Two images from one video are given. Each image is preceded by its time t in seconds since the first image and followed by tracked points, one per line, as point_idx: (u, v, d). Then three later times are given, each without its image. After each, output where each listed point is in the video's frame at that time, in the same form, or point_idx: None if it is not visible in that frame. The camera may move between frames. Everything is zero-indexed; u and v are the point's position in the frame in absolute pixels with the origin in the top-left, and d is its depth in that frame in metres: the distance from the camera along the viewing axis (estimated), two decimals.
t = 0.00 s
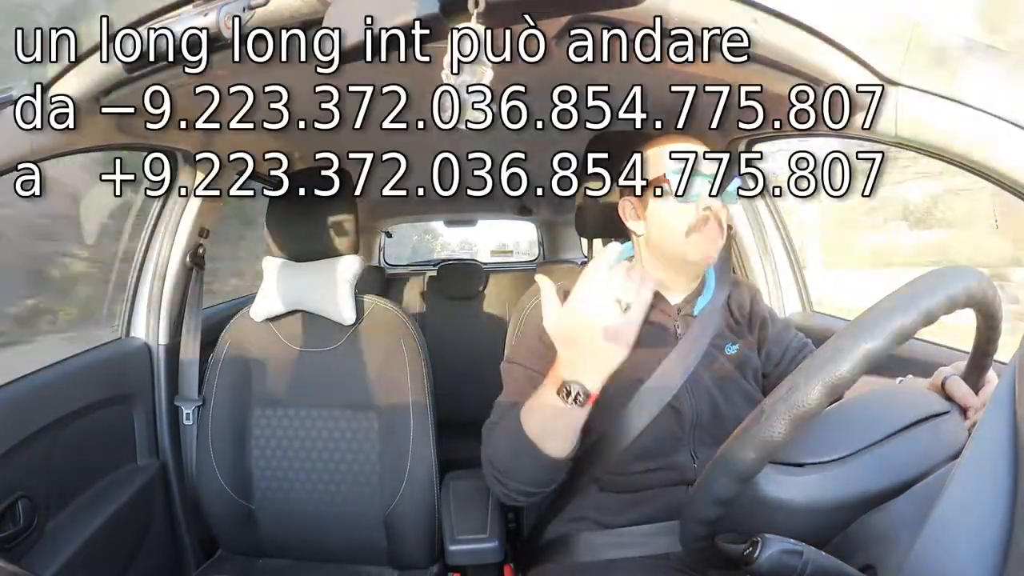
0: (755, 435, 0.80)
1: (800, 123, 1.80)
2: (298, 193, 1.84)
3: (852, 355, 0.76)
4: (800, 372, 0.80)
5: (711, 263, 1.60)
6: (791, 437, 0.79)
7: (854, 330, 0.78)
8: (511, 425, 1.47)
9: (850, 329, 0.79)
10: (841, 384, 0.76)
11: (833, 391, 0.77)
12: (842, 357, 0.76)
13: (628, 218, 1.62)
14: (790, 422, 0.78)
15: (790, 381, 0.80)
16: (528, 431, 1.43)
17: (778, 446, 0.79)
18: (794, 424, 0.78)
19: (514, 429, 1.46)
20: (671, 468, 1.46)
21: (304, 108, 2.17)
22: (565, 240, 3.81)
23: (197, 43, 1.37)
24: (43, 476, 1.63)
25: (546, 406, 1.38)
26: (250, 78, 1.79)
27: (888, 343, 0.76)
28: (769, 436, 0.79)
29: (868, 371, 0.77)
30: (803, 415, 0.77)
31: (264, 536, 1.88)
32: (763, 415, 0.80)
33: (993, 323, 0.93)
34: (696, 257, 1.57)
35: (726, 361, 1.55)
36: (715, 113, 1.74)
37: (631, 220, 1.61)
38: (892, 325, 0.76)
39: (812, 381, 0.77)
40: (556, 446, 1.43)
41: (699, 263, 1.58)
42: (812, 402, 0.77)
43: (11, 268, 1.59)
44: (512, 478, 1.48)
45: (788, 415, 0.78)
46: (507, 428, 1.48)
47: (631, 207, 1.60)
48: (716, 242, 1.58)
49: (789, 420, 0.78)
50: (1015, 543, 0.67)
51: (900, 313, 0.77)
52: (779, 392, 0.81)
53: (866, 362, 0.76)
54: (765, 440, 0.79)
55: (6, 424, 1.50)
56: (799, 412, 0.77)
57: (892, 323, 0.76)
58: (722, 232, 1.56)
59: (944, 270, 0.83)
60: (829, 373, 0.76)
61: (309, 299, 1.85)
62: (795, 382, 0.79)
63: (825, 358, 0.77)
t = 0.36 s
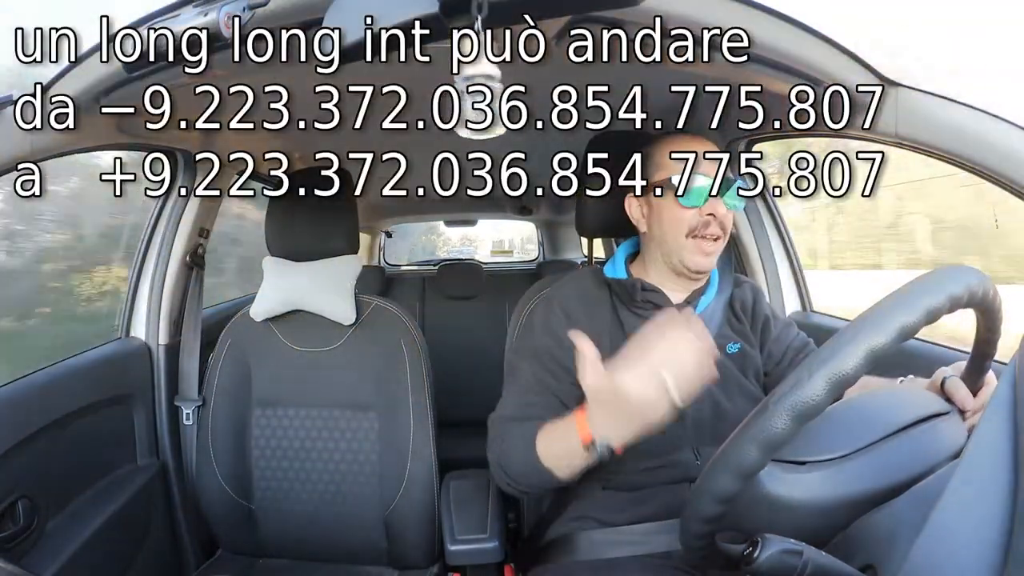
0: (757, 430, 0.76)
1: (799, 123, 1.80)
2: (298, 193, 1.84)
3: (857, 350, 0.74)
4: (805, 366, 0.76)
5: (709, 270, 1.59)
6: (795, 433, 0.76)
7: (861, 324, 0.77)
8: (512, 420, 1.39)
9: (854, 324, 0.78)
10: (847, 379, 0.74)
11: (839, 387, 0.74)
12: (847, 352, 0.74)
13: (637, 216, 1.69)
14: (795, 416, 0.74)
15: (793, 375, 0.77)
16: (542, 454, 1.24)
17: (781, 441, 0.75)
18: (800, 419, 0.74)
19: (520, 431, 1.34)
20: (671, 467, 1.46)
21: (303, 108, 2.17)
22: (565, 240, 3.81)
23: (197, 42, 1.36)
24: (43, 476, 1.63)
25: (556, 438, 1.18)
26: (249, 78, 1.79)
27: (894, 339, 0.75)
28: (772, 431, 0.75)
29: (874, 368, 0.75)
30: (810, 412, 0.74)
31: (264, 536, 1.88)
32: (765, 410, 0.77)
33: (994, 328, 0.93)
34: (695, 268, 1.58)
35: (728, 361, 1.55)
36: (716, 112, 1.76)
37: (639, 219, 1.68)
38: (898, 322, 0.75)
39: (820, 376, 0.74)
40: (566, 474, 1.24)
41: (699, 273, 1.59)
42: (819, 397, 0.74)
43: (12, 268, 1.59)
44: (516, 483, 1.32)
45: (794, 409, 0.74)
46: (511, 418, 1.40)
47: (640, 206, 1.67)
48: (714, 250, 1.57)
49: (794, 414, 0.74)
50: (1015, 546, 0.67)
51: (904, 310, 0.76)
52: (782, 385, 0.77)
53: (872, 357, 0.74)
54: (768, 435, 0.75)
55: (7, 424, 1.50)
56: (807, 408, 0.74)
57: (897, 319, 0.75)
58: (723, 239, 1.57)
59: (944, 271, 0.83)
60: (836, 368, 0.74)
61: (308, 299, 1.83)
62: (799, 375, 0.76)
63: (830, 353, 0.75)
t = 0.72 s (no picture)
0: (757, 430, 0.76)
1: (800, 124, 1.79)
2: (298, 193, 1.85)
3: (857, 350, 0.74)
4: (806, 366, 0.76)
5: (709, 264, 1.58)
6: (796, 433, 0.76)
7: (862, 325, 0.77)
8: (505, 424, 1.41)
9: (854, 324, 0.78)
10: (847, 379, 0.74)
11: (839, 387, 0.74)
12: (847, 351, 0.74)
13: (632, 214, 1.70)
14: (795, 416, 0.74)
15: (793, 375, 0.77)
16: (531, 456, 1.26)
17: (781, 441, 0.75)
18: (800, 419, 0.74)
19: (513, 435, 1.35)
20: (670, 467, 1.46)
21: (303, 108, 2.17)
22: (565, 240, 3.82)
23: (197, 42, 1.36)
24: (43, 476, 1.63)
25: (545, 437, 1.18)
26: (249, 78, 1.79)
27: (894, 339, 0.75)
28: (772, 431, 0.75)
29: (875, 367, 0.74)
30: (811, 411, 0.74)
31: (264, 536, 1.88)
32: (765, 410, 0.76)
33: (993, 326, 0.92)
34: (693, 260, 1.57)
35: (726, 361, 1.55)
36: (716, 112, 1.76)
37: (636, 217, 1.68)
38: (899, 322, 0.75)
39: (820, 376, 0.74)
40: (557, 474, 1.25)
41: (696, 266, 1.58)
42: (820, 396, 0.74)
43: (12, 268, 1.59)
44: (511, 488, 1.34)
45: (794, 409, 0.74)
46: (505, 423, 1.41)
47: (636, 204, 1.68)
48: (713, 245, 1.55)
49: (794, 414, 0.74)
50: (1016, 545, 0.67)
51: (905, 310, 0.76)
52: (783, 384, 0.77)
53: (873, 357, 0.74)
54: (768, 435, 0.75)
55: (6, 424, 1.50)
56: (807, 407, 0.74)
57: (897, 319, 0.75)
58: (721, 235, 1.55)
59: (945, 271, 0.83)
60: (836, 368, 0.74)
61: (308, 300, 1.83)
62: (799, 375, 0.76)
63: (830, 352, 0.75)
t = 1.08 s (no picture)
0: (758, 429, 0.76)
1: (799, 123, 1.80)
2: (298, 193, 1.84)
3: (858, 349, 0.74)
4: (807, 364, 0.76)
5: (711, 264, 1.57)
6: (797, 432, 0.76)
7: (862, 324, 0.77)
8: (511, 419, 1.39)
9: (855, 324, 0.78)
10: (848, 378, 0.74)
11: (840, 386, 0.74)
12: (848, 351, 0.74)
13: (637, 216, 1.70)
14: (796, 415, 0.74)
15: (794, 374, 0.77)
16: (533, 463, 1.24)
17: (782, 440, 0.75)
18: (801, 418, 0.74)
19: (515, 435, 1.33)
20: (670, 467, 1.46)
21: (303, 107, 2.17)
22: (565, 240, 3.82)
23: (197, 42, 1.36)
24: (43, 476, 1.63)
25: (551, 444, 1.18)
26: (249, 78, 1.79)
27: (894, 339, 0.75)
28: (773, 429, 0.75)
29: (875, 367, 0.74)
30: (812, 409, 0.74)
31: (264, 536, 1.88)
32: (766, 408, 0.76)
33: (994, 327, 0.92)
34: (696, 260, 1.55)
35: (728, 361, 1.56)
36: (715, 112, 1.76)
37: (639, 218, 1.68)
38: (899, 322, 0.75)
39: (821, 376, 0.74)
40: (556, 487, 1.23)
41: (700, 265, 1.56)
42: (820, 396, 0.74)
43: (13, 268, 1.59)
44: (510, 488, 1.32)
45: (795, 408, 0.74)
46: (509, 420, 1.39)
47: (639, 206, 1.68)
48: (715, 245, 1.55)
49: (795, 413, 0.74)
50: (1016, 545, 0.67)
51: (906, 310, 0.76)
52: (783, 384, 0.77)
53: (873, 356, 0.74)
54: (769, 434, 0.75)
55: (6, 424, 1.50)
56: (808, 405, 0.74)
57: (898, 318, 0.75)
58: (723, 234, 1.55)
59: (945, 270, 0.83)
60: (837, 367, 0.74)
61: (308, 301, 1.83)
62: (800, 375, 0.76)
63: (831, 352, 0.75)
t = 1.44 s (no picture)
0: (758, 430, 0.76)
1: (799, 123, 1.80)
2: (298, 193, 1.83)
3: (858, 349, 0.74)
4: (807, 365, 0.76)
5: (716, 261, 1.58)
6: (798, 433, 0.76)
7: (863, 324, 0.76)
8: (511, 433, 1.42)
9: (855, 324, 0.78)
10: (848, 378, 0.74)
11: (841, 386, 0.74)
12: (849, 351, 0.74)
13: (639, 215, 1.67)
14: (797, 416, 0.74)
15: (794, 375, 0.77)
16: (536, 472, 1.28)
17: (783, 441, 0.75)
18: (801, 418, 0.74)
19: (516, 447, 1.37)
20: (670, 467, 1.46)
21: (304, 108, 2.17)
22: (565, 240, 3.82)
23: (197, 43, 1.38)
24: (43, 476, 1.63)
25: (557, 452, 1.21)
26: (250, 77, 1.79)
27: (894, 339, 0.75)
28: (773, 431, 0.75)
29: (875, 366, 0.75)
30: (812, 410, 0.74)
31: (264, 536, 1.88)
32: (766, 409, 0.76)
33: (992, 326, 0.92)
34: (701, 257, 1.56)
35: (729, 363, 1.56)
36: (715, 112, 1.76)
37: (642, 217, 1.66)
38: (900, 321, 0.75)
39: (821, 376, 0.74)
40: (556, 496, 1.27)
41: (704, 263, 1.56)
42: (821, 396, 0.74)
43: (13, 267, 1.59)
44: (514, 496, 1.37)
45: (795, 408, 0.74)
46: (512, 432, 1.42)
47: (640, 205, 1.66)
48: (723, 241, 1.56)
49: (796, 414, 0.74)
50: (1016, 545, 0.67)
51: (906, 309, 0.76)
52: (784, 384, 0.77)
53: (873, 356, 0.74)
54: (770, 434, 0.75)
55: (6, 425, 1.50)
56: (808, 407, 0.74)
57: (898, 318, 0.76)
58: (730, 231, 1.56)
59: (945, 270, 0.83)
60: (837, 367, 0.74)
61: (309, 301, 1.84)
62: (801, 375, 0.76)
63: (831, 352, 0.75)
